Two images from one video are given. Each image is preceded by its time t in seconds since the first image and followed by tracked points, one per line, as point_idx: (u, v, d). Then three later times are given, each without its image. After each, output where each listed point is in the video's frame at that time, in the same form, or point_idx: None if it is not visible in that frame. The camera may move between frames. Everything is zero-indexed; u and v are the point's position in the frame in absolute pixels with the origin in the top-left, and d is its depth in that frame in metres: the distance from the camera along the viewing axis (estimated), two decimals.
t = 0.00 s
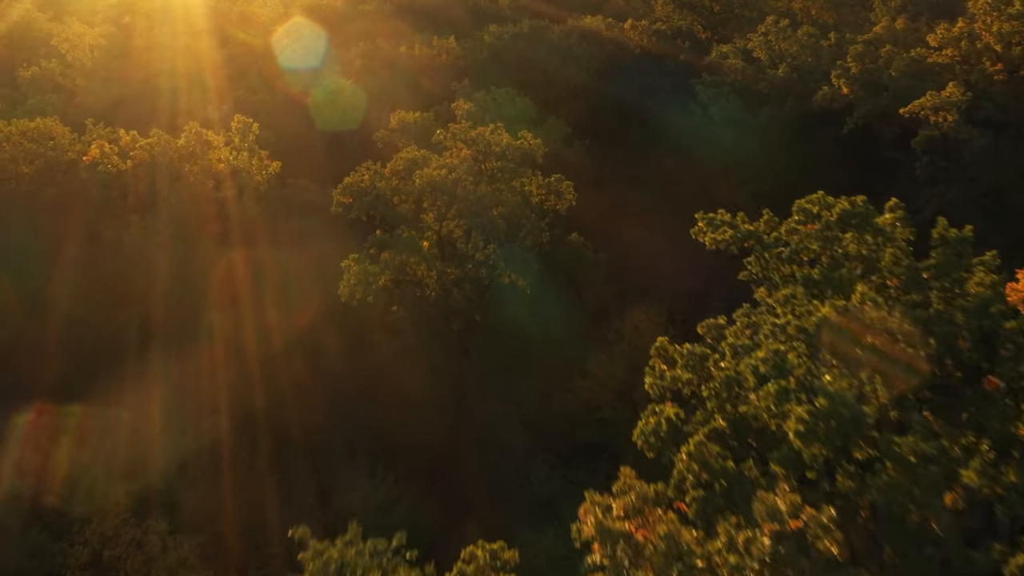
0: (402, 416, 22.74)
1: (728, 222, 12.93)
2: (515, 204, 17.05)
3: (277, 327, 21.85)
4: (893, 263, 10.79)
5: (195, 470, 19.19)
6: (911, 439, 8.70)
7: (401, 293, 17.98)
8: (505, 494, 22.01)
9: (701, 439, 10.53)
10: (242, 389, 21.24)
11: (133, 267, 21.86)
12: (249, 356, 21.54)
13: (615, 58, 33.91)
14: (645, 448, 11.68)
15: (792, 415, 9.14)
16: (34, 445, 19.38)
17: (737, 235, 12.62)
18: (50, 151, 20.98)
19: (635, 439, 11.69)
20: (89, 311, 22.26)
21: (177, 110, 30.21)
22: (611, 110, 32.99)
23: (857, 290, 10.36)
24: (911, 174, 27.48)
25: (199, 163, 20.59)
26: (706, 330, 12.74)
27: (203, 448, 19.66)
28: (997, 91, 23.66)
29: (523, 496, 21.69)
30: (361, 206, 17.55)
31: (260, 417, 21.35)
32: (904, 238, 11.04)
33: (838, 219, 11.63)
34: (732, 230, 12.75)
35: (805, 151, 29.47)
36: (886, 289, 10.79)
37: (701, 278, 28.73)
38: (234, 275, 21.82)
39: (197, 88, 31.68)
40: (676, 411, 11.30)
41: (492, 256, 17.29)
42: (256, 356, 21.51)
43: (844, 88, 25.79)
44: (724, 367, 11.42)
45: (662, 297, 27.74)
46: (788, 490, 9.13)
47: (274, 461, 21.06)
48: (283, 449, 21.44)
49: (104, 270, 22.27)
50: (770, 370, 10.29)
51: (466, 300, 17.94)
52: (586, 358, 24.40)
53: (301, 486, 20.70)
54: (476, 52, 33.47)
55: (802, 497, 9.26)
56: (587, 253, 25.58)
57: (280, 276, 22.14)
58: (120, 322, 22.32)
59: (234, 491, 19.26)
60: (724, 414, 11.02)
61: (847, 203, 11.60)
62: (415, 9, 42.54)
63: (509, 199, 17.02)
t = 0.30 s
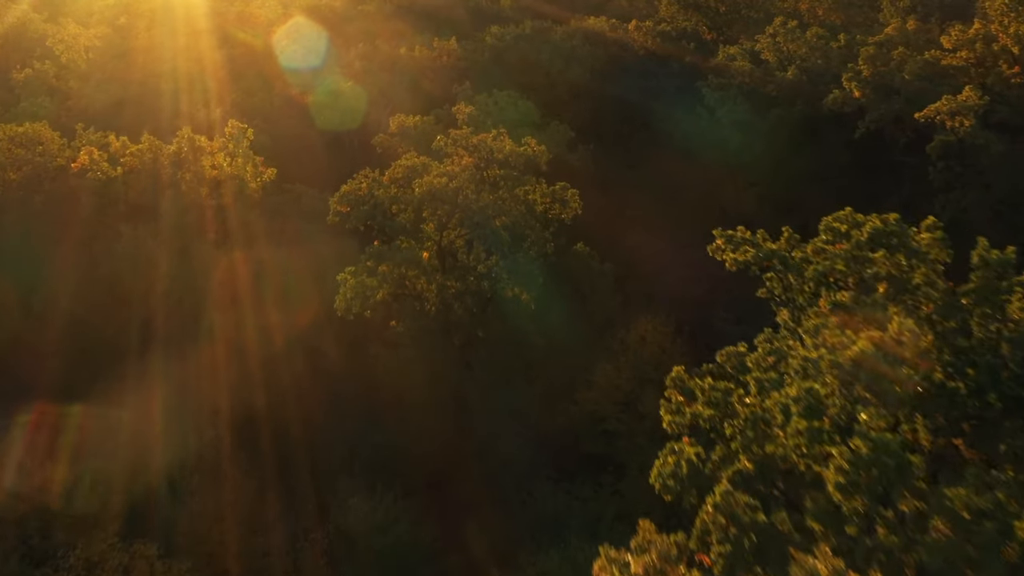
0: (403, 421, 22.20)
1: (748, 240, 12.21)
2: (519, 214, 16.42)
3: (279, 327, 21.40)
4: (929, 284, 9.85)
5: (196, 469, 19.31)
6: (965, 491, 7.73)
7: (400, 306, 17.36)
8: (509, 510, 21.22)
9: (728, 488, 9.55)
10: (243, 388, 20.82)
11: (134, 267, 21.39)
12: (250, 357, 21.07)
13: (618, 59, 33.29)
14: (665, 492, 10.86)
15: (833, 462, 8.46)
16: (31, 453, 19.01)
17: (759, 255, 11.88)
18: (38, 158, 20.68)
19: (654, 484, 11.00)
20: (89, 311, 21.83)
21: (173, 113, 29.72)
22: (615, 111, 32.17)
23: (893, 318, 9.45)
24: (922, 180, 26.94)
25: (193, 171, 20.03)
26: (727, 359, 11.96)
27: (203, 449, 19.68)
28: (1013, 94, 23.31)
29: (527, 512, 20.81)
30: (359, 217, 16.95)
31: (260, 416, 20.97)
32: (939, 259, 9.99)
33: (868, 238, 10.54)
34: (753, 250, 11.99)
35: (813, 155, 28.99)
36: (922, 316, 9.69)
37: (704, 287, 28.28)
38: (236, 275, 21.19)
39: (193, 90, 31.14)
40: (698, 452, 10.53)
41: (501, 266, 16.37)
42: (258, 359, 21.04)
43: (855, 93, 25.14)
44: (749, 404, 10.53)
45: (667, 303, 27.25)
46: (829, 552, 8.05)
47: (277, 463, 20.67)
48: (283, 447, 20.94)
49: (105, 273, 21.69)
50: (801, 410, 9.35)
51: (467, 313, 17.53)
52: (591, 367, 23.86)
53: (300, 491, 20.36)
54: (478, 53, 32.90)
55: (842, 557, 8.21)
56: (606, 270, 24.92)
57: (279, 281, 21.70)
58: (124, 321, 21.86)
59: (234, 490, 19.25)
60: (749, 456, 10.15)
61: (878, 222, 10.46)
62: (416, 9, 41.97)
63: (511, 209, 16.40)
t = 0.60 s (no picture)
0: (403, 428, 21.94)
1: (771, 262, 11.75)
2: (521, 226, 15.77)
3: (280, 328, 20.82)
4: (969, 317, 9.65)
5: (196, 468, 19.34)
6: None
7: (398, 322, 16.52)
8: (513, 528, 20.65)
9: (760, 548, 8.88)
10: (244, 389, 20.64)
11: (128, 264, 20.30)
12: (252, 357, 20.65)
13: (621, 61, 32.59)
14: (686, 544, 10.21)
15: (882, 528, 7.85)
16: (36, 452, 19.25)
17: (783, 278, 11.44)
18: (26, 164, 20.02)
19: (676, 535, 10.27)
20: (94, 313, 21.34)
21: (168, 117, 29.15)
22: (618, 114, 31.58)
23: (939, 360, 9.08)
24: (935, 185, 26.35)
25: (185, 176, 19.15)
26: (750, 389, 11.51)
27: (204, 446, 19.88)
28: None
29: (532, 532, 20.19)
30: (357, 225, 16.39)
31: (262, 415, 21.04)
32: (981, 283, 9.78)
33: (902, 262, 10.14)
34: (777, 273, 11.52)
35: (823, 159, 28.37)
36: (964, 345, 9.54)
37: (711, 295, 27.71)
38: (236, 275, 20.21)
39: (190, 91, 30.52)
40: (722, 501, 9.98)
41: (504, 282, 15.93)
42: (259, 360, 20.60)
43: (867, 96, 24.42)
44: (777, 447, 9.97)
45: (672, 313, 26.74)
46: None
47: (279, 461, 21.05)
48: (284, 444, 21.36)
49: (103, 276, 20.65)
50: (841, 461, 8.83)
51: (468, 328, 16.75)
52: (596, 380, 23.12)
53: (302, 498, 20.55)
54: (480, 55, 32.26)
55: None
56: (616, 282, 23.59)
57: (280, 284, 20.89)
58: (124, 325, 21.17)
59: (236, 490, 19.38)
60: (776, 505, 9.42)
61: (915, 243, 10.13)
62: (415, 9, 41.28)
63: (513, 221, 15.68)
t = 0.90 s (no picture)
0: (406, 437, 20.93)
1: (799, 287, 11.60)
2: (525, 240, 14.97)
3: (282, 327, 19.90)
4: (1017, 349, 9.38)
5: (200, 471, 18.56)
6: None
7: (396, 339, 16.09)
8: (515, 548, 20.12)
9: None
10: (244, 388, 19.53)
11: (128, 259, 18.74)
12: (252, 356, 19.53)
13: (626, 64, 31.96)
14: None
15: None
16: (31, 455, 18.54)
17: (812, 304, 11.15)
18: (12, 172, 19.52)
19: None
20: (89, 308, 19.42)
21: (163, 120, 28.55)
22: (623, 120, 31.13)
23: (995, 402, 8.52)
24: (947, 192, 25.78)
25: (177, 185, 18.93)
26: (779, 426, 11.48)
27: (205, 449, 19.13)
28: None
29: (536, 552, 19.63)
30: (350, 242, 15.51)
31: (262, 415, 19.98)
32: None
33: (944, 291, 9.92)
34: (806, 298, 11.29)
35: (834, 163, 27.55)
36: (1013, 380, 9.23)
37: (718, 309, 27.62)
38: (237, 274, 19.36)
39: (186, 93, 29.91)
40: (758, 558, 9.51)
41: (513, 292, 14.69)
42: (262, 357, 19.57)
43: (880, 100, 23.77)
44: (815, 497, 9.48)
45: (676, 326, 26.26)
46: None
47: (280, 462, 20.17)
48: (285, 445, 20.33)
49: (100, 273, 18.90)
50: (889, 517, 8.15)
51: (471, 346, 16.52)
52: (600, 391, 22.76)
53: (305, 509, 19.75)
54: (481, 57, 31.62)
55: None
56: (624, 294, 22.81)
57: (279, 289, 19.95)
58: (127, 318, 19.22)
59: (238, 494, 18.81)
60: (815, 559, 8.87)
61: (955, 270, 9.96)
62: (416, 9, 40.56)
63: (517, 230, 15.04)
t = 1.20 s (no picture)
0: (408, 449, 20.19)
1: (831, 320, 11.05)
2: (528, 254, 14.36)
3: (283, 328, 19.53)
4: None
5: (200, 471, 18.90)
6: None
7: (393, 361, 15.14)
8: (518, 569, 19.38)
9: None
10: (244, 388, 19.16)
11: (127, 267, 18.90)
12: (253, 356, 19.22)
13: (631, 66, 30.77)
14: None
15: None
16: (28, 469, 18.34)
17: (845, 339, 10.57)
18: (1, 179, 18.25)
19: None
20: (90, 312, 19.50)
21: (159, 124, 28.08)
22: (626, 125, 30.42)
23: None
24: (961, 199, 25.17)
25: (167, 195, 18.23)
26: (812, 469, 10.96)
27: (206, 451, 19.20)
28: None
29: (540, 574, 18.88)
30: (348, 256, 15.00)
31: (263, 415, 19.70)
32: None
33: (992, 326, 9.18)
34: (840, 332, 10.71)
35: (844, 168, 26.99)
36: None
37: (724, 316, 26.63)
38: (237, 274, 19.05)
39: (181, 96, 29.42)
40: None
41: (519, 304, 14.10)
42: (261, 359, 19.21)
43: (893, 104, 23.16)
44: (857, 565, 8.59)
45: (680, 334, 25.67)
46: None
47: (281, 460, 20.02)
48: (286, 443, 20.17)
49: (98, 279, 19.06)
50: None
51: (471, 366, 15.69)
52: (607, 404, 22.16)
53: (306, 515, 19.38)
54: (482, 59, 31.00)
55: None
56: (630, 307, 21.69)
57: (281, 296, 19.62)
58: (128, 320, 19.61)
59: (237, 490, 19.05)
60: None
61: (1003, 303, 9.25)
62: (417, 9, 39.95)
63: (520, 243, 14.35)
